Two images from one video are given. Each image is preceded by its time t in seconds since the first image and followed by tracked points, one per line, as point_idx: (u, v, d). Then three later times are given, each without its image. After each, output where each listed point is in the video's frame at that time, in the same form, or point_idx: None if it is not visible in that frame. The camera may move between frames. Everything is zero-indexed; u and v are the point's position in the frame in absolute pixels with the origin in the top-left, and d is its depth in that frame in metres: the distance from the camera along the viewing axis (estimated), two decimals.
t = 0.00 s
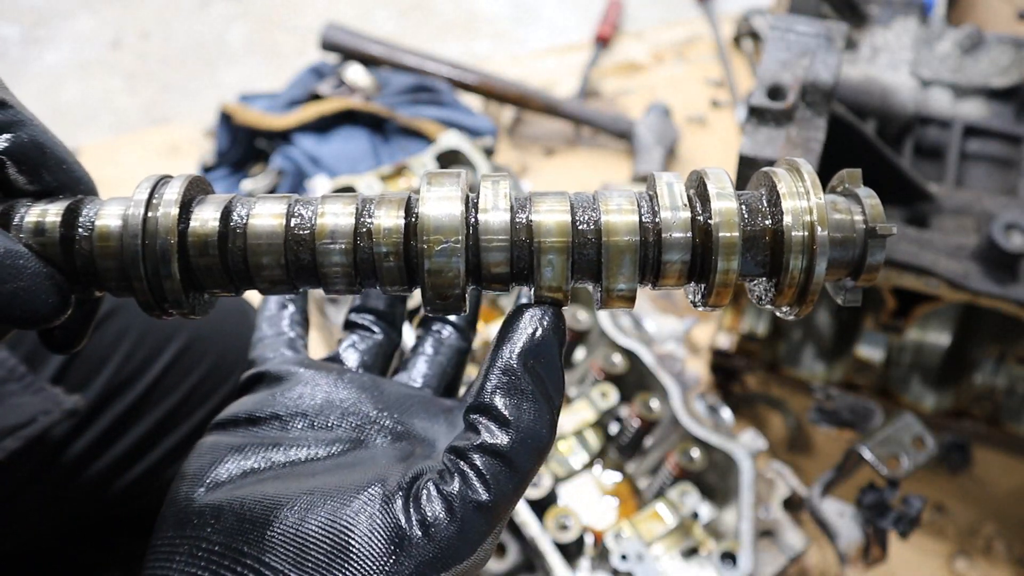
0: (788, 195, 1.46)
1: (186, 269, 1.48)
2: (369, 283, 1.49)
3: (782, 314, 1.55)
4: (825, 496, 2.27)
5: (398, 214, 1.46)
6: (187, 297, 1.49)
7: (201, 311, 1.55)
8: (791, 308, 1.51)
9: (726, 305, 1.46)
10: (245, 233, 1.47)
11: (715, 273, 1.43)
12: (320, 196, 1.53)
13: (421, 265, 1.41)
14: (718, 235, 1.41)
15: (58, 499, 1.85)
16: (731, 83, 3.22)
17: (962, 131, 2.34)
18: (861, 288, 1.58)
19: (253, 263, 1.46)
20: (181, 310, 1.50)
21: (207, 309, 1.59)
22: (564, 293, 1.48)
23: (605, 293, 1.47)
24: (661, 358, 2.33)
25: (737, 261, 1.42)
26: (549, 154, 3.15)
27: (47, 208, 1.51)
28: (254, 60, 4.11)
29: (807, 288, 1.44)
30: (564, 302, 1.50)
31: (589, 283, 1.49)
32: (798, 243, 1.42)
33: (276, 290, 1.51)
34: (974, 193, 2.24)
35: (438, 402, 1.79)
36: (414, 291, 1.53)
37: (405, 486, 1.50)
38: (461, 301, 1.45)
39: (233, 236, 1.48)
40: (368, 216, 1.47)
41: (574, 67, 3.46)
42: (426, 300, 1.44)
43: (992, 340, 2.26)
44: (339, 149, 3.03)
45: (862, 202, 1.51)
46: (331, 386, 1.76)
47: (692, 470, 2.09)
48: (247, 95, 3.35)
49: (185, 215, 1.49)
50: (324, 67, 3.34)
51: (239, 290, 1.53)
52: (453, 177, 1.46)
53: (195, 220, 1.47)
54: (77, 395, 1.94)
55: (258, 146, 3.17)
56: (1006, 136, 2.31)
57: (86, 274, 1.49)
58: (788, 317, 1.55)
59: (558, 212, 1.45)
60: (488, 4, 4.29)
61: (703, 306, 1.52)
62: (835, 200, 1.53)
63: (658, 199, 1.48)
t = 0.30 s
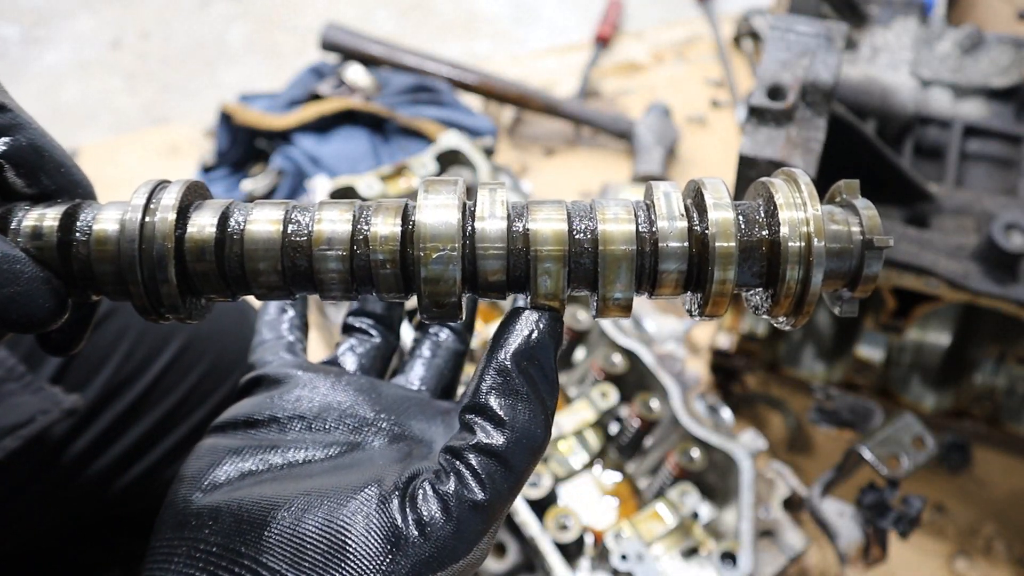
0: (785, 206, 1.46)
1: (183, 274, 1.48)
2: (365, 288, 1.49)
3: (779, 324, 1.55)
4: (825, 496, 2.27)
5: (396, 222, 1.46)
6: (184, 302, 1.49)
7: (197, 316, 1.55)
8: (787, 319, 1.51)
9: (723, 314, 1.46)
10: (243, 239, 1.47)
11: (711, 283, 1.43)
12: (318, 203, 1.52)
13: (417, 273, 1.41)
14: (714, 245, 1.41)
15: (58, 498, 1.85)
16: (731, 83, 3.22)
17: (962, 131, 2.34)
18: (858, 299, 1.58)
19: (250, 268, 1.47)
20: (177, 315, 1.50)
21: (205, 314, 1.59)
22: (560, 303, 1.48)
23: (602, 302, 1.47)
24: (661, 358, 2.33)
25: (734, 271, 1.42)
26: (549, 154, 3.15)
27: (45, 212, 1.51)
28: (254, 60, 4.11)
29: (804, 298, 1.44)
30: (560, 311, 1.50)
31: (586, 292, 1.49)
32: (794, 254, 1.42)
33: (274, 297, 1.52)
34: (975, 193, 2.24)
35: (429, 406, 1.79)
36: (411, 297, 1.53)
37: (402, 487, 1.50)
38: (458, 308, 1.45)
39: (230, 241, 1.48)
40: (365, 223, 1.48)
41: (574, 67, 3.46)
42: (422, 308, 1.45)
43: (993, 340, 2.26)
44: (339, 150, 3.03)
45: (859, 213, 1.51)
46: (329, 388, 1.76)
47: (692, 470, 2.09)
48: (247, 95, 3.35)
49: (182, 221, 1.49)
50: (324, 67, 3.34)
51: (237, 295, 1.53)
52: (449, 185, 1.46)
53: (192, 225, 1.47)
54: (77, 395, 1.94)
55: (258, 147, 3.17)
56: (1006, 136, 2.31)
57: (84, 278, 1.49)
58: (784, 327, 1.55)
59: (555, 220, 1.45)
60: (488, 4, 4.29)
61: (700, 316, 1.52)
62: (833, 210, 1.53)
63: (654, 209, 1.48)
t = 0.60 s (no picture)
0: (776, 207, 1.46)
1: (189, 273, 1.48)
2: (367, 287, 1.49)
3: (771, 323, 1.55)
4: (825, 496, 2.27)
5: (397, 221, 1.46)
6: (188, 301, 1.49)
7: (201, 314, 1.55)
8: (779, 317, 1.51)
9: (717, 312, 1.46)
10: (247, 238, 1.47)
11: (705, 282, 1.43)
12: (321, 202, 1.52)
13: (418, 271, 1.41)
14: (707, 245, 1.42)
15: (59, 498, 1.85)
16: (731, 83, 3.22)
17: (962, 131, 2.34)
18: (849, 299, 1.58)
19: (253, 266, 1.46)
20: (181, 312, 1.50)
21: (208, 312, 1.59)
22: (558, 302, 1.48)
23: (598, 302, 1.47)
24: (661, 359, 2.32)
25: (727, 270, 1.42)
26: (549, 154, 3.15)
27: (51, 211, 1.52)
28: (255, 60, 4.12)
29: (795, 297, 1.44)
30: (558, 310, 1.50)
31: (582, 291, 1.49)
32: (786, 254, 1.43)
33: (276, 296, 1.51)
34: (975, 193, 2.24)
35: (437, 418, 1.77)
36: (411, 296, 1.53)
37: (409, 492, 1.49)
38: (458, 307, 1.45)
39: (234, 240, 1.48)
40: (367, 222, 1.48)
41: (574, 67, 3.46)
42: (423, 307, 1.45)
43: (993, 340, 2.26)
44: (339, 150, 3.03)
45: (848, 214, 1.51)
46: (338, 396, 1.77)
47: (691, 470, 2.09)
48: (247, 95, 3.36)
49: (187, 220, 1.49)
50: (324, 67, 3.34)
51: (240, 294, 1.53)
52: (450, 186, 1.47)
53: (198, 224, 1.47)
54: (77, 394, 1.94)
55: (258, 147, 3.16)
56: (1006, 136, 2.32)
57: (90, 276, 1.50)
58: (776, 326, 1.56)
59: (553, 221, 1.45)
60: (488, 4, 4.29)
61: (692, 315, 1.52)
62: (823, 212, 1.53)
63: (650, 210, 1.49)
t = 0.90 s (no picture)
0: (775, 192, 1.46)
1: (201, 252, 1.48)
2: (375, 269, 1.50)
3: (769, 306, 1.56)
4: (825, 495, 2.27)
5: (406, 203, 1.47)
6: (201, 279, 1.49)
7: (213, 293, 1.55)
8: (777, 300, 1.51)
9: (716, 295, 1.47)
10: (259, 219, 1.48)
11: (705, 264, 1.44)
12: (331, 184, 1.53)
13: (427, 252, 1.42)
14: (707, 228, 1.42)
15: (59, 499, 1.89)
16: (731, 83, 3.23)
17: (962, 131, 2.34)
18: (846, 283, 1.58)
19: (265, 246, 1.47)
20: (193, 292, 1.50)
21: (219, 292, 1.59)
22: (561, 285, 1.49)
23: (601, 283, 1.48)
24: (660, 358, 2.28)
25: (726, 253, 1.43)
26: (548, 154, 3.16)
27: (67, 190, 1.51)
28: (255, 60, 4.12)
29: (793, 280, 1.44)
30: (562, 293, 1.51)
31: (584, 272, 1.50)
32: (784, 238, 1.43)
33: (287, 276, 1.52)
34: (974, 193, 2.25)
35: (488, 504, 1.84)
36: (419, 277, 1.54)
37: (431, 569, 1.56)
38: (465, 287, 1.45)
39: (246, 221, 1.48)
40: (376, 205, 1.48)
41: (574, 67, 3.46)
42: (430, 286, 1.44)
43: (993, 339, 2.27)
44: (340, 150, 3.03)
45: (845, 200, 1.51)
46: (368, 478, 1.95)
47: (691, 469, 2.09)
48: (247, 95, 3.36)
49: (200, 201, 1.49)
50: (324, 67, 3.34)
51: (252, 274, 1.53)
52: (458, 169, 1.47)
53: (210, 205, 1.48)
54: (79, 394, 1.95)
55: (258, 147, 3.15)
56: (1006, 136, 2.32)
57: (105, 254, 1.50)
58: (774, 310, 1.56)
59: (558, 204, 1.46)
60: (488, 4, 4.30)
61: (693, 298, 1.52)
62: (820, 197, 1.53)
63: (652, 193, 1.48)
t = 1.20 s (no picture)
0: (778, 176, 1.47)
1: (200, 243, 1.48)
2: (375, 258, 1.50)
3: (773, 292, 1.56)
4: (825, 495, 2.27)
5: (405, 190, 1.47)
6: (200, 269, 1.49)
7: (212, 284, 1.55)
8: (782, 286, 1.52)
9: (719, 281, 1.47)
10: (257, 208, 1.48)
11: (707, 251, 1.44)
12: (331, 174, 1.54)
13: (426, 240, 1.42)
14: (709, 214, 1.42)
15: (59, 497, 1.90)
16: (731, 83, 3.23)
17: (962, 131, 2.34)
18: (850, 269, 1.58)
19: (263, 236, 1.47)
20: (192, 281, 1.50)
21: (219, 282, 1.59)
22: (562, 273, 1.49)
23: (602, 270, 1.48)
24: (660, 358, 2.28)
25: (729, 239, 1.43)
26: (548, 155, 3.16)
27: (66, 181, 1.52)
28: (255, 60, 4.12)
29: (797, 265, 1.45)
30: (563, 279, 1.52)
31: (586, 259, 1.50)
32: (788, 223, 1.43)
33: (285, 265, 1.52)
34: (975, 193, 2.25)
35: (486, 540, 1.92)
36: (419, 265, 1.54)
37: None
38: (463, 274, 1.45)
39: (245, 210, 1.48)
40: (375, 192, 1.48)
41: (574, 67, 3.47)
42: (429, 273, 1.44)
43: (993, 339, 2.28)
44: (340, 150, 3.03)
45: (849, 184, 1.51)
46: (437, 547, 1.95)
47: (691, 469, 2.08)
48: (247, 95, 3.36)
49: (198, 192, 1.49)
50: (324, 67, 3.34)
51: (251, 263, 1.53)
52: (457, 156, 1.47)
53: (209, 195, 1.48)
54: (78, 395, 1.94)
55: (259, 147, 3.16)
56: (1006, 136, 2.32)
57: (104, 246, 1.49)
58: (778, 295, 1.56)
59: (558, 191, 1.47)
60: (488, 4, 4.30)
61: (697, 285, 1.52)
62: (824, 182, 1.53)
63: (653, 180, 1.49)
